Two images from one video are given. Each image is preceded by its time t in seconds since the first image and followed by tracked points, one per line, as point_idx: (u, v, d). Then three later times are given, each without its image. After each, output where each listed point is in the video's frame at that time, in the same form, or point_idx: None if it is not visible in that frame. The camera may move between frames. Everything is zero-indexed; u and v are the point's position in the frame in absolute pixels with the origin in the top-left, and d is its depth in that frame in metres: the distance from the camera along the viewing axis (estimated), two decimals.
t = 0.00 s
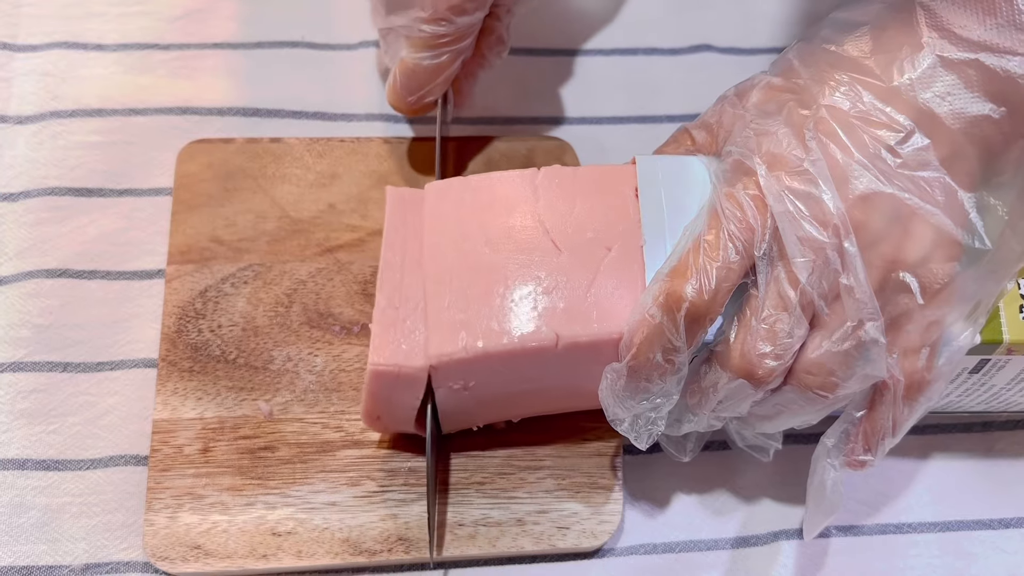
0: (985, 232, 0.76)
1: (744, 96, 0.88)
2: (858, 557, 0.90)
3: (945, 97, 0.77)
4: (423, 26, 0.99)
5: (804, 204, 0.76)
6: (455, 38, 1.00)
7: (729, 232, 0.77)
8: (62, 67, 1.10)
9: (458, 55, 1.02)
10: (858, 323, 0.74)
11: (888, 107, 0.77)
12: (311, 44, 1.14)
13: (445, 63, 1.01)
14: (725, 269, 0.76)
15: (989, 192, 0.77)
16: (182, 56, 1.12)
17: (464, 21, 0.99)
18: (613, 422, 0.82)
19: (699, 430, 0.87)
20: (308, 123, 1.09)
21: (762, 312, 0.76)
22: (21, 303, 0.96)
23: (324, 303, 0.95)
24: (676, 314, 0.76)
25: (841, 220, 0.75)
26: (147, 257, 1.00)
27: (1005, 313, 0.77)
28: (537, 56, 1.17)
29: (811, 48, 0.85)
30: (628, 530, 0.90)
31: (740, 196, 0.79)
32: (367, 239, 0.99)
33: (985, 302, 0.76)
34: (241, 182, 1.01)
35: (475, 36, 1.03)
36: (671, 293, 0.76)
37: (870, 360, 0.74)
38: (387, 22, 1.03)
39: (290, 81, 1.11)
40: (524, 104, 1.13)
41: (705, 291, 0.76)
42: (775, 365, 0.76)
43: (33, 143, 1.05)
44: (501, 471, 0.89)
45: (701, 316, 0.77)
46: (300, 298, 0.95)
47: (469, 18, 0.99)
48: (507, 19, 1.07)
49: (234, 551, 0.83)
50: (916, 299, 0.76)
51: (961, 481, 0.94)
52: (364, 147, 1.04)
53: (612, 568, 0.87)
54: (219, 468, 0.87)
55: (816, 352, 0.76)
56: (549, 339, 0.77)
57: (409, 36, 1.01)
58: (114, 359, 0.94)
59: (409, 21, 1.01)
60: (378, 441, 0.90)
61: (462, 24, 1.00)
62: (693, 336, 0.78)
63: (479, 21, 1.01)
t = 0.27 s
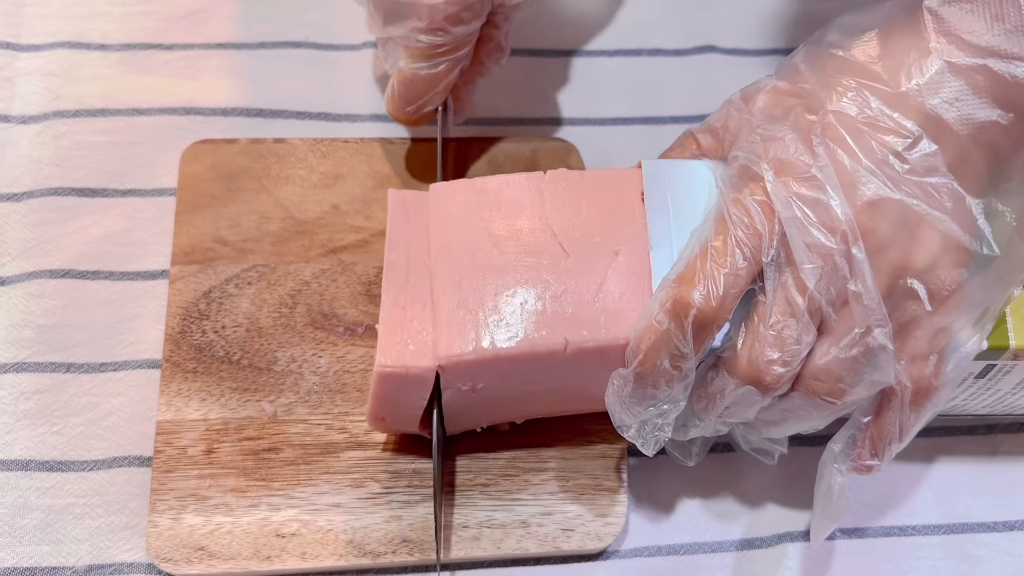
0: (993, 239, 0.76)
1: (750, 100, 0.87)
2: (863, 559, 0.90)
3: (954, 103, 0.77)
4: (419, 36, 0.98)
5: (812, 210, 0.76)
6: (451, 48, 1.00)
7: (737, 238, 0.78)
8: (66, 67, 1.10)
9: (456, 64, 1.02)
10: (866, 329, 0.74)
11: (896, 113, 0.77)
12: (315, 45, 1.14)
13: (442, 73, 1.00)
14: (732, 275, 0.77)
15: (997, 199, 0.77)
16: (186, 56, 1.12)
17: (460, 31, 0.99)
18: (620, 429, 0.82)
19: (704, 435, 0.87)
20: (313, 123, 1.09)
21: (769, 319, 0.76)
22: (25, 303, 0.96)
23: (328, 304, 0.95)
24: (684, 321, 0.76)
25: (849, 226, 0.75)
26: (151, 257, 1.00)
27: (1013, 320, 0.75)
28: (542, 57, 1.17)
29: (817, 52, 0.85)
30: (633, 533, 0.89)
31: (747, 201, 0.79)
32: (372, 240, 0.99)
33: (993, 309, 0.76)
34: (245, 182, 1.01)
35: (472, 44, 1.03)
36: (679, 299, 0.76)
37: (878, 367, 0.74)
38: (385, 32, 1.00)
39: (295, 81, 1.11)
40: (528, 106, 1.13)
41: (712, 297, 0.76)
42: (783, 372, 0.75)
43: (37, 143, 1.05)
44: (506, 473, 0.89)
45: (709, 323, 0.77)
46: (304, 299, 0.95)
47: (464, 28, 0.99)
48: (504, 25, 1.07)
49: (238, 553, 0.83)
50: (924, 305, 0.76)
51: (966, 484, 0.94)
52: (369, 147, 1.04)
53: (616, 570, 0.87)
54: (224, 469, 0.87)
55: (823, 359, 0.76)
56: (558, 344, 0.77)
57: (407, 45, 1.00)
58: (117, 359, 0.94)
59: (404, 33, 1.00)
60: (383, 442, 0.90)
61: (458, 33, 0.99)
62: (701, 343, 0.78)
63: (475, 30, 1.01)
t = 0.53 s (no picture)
0: (988, 235, 0.76)
1: (745, 101, 0.88)
2: (861, 560, 0.90)
3: (948, 100, 0.77)
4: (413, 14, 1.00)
5: (807, 207, 0.76)
6: (445, 23, 1.01)
7: (732, 237, 0.77)
8: (65, 67, 1.10)
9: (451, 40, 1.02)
10: (862, 327, 0.74)
11: (889, 110, 0.77)
12: (315, 45, 1.14)
13: (437, 48, 1.01)
14: (727, 274, 0.76)
15: (992, 195, 0.77)
16: (186, 56, 1.12)
17: (452, 6, 1.00)
18: (618, 427, 0.82)
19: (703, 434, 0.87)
20: (312, 123, 1.09)
21: (765, 317, 0.76)
22: (23, 303, 0.96)
23: (327, 303, 0.95)
24: (679, 319, 0.75)
25: (844, 224, 0.75)
26: (150, 257, 1.00)
27: (1011, 317, 0.76)
28: (540, 57, 1.17)
29: (812, 51, 0.85)
30: (632, 533, 0.89)
31: (743, 200, 0.78)
32: (371, 240, 0.99)
33: (991, 307, 0.75)
34: (245, 182, 1.01)
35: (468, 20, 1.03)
36: (674, 298, 0.75)
37: (876, 364, 0.75)
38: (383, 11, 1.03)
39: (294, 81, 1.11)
40: (525, 106, 1.13)
41: (708, 296, 0.75)
42: (780, 370, 0.75)
43: (36, 143, 1.05)
44: (505, 473, 0.89)
45: (705, 321, 0.76)
46: (303, 299, 0.95)
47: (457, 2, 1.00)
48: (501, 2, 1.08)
49: (237, 553, 0.83)
50: (920, 302, 0.76)
51: (964, 484, 0.94)
52: (368, 147, 1.04)
53: (616, 571, 0.87)
54: (223, 469, 0.87)
55: (821, 357, 0.76)
56: (547, 330, 0.77)
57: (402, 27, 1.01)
58: (116, 359, 0.94)
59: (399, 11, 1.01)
60: (382, 442, 0.89)
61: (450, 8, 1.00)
62: (697, 342, 0.77)
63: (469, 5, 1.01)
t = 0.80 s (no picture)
0: (981, 229, 0.77)
1: (739, 97, 0.88)
2: (859, 559, 0.90)
3: (940, 95, 0.77)
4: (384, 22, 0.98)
5: (799, 202, 0.76)
6: (416, 32, 0.99)
7: (725, 232, 0.77)
8: (65, 67, 1.10)
9: (425, 45, 1.00)
10: (854, 320, 0.74)
11: (881, 104, 0.77)
12: (315, 44, 1.14)
13: (410, 57, 1.00)
14: (720, 267, 0.76)
15: (985, 188, 0.78)
16: (185, 55, 1.12)
17: (422, 13, 0.98)
18: (613, 422, 0.82)
19: (698, 429, 0.87)
20: (312, 123, 1.09)
21: (759, 311, 0.76)
22: (23, 302, 0.96)
23: (326, 303, 0.95)
24: (673, 313, 0.75)
25: (837, 218, 0.75)
26: (150, 256, 1.00)
27: (1007, 312, 0.77)
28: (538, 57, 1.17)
29: (806, 49, 0.85)
30: (631, 532, 0.90)
31: (736, 195, 0.78)
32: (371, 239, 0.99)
33: (984, 301, 0.77)
34: (244, 181, 1.01)
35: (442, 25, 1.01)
36: (668, 292, 0.75)
37: (869, 358, 0.75)
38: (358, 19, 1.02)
39: (293, 81, 1.11)
40: (523, 107, 1.13)
41: (701, 290, 0.75)
42: (773, 364, 0.75)
43: (36, 142, 1.05)
44: (504, 472, 0.89)
45: (698, 316, 0.76)
46: (302, 298, 0.95)
47: (425, 9, 0.98)
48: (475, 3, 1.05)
49: (237, 551, 0.83)
50: (913, 296, 0.76)
51: (962, 484, 0.94)
52: (368, 147, 1.04)
53: (614, 571, 0.87)
54: (222, 467, 0.87)
55: (814, 351, 0.76)
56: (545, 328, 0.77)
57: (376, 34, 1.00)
58: (116, 358, 0.94)
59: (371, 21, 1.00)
60: (381, 442, 0.90)
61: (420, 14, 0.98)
62: (690, 335, 0.77)
63: (439, 9, 0.99)
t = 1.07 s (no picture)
0: (982, 229, 0.77)
1: (740, 97, 0.88)
2: (858, 557, 0.90)
3: (941, 96, 0.77)
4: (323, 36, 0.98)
5: (801, 202, 0.76)
6: (354, 38, 0.98)
7: (728, 231, 0.77)
8: (67, 65, 1.10)
9: (370, 49, 0.99)
10: (856, 320, 0.75)
11: (883, 104, 0.78)
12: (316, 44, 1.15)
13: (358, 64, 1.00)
14: (723, 267, 0.76)
15: (986, 189, 0.78)
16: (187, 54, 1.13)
17: (353, 18, 0.96)
18: (615, 421, 0.82)
19: (699, 428, 0.88)
20: (313, 122, 1.09)
21: (761, 311, 0.76)
22: (25, 299, 0.96)
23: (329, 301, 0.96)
24: (676, 313, 0.76)
25: (838, 218, 0.75)
26: (152, 254, 1.00)
27: (1007, 312, 0.78)
28: (540, 56, 1.17)
29: (806, 48, 0.85)
30: (631, 530, 0.90)
31: (738, 195, 0.79)
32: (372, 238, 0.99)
33: (985, 300, 0.77)
34: (246, 179, 1.01)
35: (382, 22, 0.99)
36: (671, 291, 0.76)
37: (870, 357, 0.75)
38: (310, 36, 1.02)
39: (294, 79, 1.12)
40: (523, 107, 1.14)
41: (704, 290, 0.76)
42: (775, 363, 0.76)
43: (38, 140, 1.05)
44: (504, 470, 0.89)
45: (701, 315, 0.76)
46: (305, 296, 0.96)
47: (355, 13, 0.96)
48: None
49: (238, 548, 0.83)
50: (914, 295, 0.77)
51: (961, 482, 0.94)
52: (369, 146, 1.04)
53: (614, 568, 0.88)
54: (223, 464, 0.87)
55: (816, 350, 0.76)
56: (554, 331, 0.78)
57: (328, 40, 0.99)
58: (117, 356, 0.94)
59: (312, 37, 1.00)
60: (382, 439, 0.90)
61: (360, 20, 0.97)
62: (693, 334, 0.77)
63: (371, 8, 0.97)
